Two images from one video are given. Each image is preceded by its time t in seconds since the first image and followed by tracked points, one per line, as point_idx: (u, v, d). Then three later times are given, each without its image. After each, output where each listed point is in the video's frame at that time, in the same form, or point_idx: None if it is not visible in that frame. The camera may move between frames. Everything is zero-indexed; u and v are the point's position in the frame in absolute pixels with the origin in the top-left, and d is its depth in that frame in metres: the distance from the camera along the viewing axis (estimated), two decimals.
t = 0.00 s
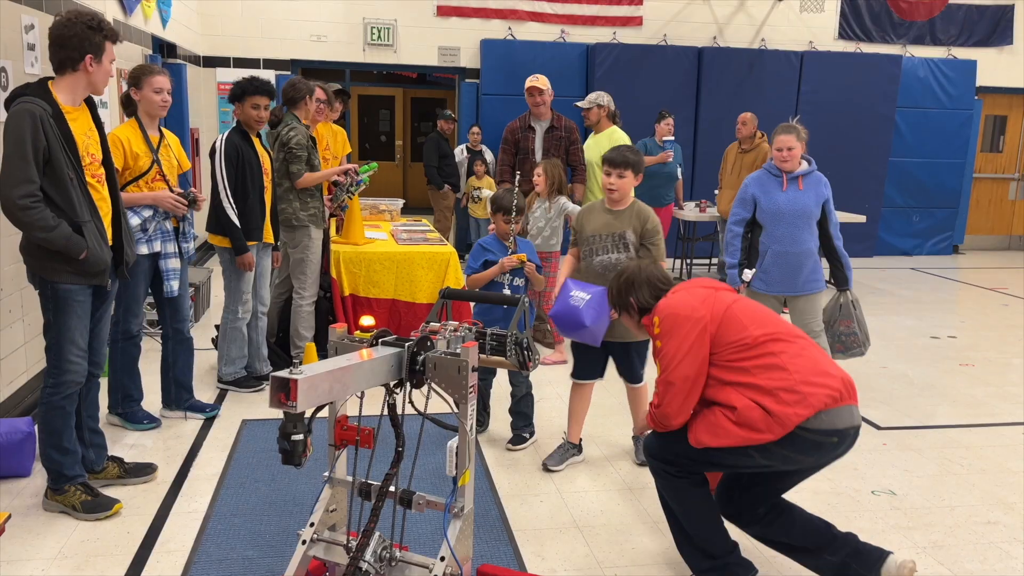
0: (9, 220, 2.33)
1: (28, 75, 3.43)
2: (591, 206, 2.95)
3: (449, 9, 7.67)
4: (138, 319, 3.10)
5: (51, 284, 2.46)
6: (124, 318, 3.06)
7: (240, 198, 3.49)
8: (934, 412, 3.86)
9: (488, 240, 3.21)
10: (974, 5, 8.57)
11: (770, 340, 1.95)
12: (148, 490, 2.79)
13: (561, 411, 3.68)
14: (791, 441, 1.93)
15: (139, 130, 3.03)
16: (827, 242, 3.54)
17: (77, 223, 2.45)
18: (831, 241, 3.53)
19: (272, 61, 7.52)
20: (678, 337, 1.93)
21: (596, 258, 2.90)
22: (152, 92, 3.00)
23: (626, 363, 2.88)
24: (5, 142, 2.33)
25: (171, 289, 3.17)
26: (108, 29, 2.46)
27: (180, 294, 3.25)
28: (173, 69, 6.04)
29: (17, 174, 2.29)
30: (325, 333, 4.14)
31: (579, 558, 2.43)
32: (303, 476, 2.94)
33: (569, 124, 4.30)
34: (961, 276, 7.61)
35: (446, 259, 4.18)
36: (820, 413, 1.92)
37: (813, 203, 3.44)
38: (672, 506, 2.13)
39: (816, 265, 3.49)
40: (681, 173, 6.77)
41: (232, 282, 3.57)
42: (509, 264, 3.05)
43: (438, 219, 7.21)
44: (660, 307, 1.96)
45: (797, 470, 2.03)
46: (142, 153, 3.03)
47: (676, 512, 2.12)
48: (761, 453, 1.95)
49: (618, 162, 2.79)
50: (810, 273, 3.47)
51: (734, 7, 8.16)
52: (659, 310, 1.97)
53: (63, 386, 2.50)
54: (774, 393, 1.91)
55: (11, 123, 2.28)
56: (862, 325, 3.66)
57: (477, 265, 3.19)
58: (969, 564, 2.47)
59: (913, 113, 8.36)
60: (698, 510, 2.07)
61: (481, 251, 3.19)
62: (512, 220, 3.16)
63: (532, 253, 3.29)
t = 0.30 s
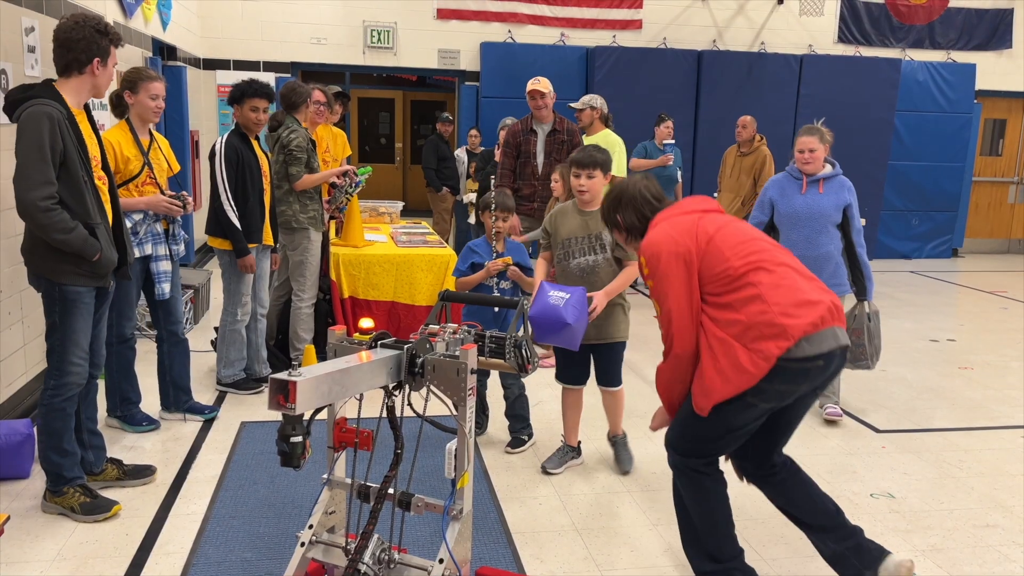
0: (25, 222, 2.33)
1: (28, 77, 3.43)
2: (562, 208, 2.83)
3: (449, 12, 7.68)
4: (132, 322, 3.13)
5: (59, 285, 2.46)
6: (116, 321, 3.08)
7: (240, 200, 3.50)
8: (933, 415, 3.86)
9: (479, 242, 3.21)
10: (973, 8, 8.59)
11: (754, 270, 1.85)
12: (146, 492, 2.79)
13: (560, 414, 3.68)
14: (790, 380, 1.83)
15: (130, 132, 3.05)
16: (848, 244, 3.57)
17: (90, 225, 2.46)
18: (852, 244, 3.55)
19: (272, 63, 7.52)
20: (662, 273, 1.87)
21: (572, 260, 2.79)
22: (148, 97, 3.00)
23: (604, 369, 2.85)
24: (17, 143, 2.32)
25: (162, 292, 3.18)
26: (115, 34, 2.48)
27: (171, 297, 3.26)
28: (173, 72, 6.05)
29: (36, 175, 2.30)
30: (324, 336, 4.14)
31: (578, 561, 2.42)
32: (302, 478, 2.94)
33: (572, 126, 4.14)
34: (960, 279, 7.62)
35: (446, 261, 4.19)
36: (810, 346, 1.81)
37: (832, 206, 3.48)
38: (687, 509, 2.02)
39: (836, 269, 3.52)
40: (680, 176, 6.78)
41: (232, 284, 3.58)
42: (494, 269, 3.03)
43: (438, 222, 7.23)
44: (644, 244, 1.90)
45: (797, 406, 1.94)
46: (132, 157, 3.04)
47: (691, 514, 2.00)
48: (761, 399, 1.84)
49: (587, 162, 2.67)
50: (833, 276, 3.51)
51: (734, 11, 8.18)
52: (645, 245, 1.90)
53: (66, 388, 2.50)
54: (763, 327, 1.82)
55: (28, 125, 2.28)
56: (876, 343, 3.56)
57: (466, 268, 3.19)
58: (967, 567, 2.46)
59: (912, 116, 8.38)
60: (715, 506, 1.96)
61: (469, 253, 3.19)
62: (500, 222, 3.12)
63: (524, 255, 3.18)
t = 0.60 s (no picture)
0: (35, 224, 2.33)
1: (28, 78, 3.43)
2: (555, 212, 2.74)
3: (449, 14, 7.69)
4: (130, 324, 3.12)
5: (64, 286, 2.46)
6: (115, 323, 3.07)
7: (240, 202, 3.50)
8: (933, 418, 3.85)
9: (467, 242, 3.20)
10: (973, 11, 8.60)
11: (745, 220, 1.92)
12: (146, 493, 2.78)
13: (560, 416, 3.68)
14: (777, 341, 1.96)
15: (127, 134, 3.05)
16: (865, 250, 3.56)
17: (97, 226, 2.47)
18: (868, 251, 3.54)
19: (272, 65, 7.53)
20: (661, 203, 1.89)
21: (563, 265, 2.70)
22: (153, 98, 3.02)
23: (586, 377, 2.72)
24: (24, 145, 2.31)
25: (157, 293, 3.17)
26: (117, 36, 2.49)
27: (167, 298, 3.25)
28: (173, 74, 6.05)
29: (47, 177, 2.29)
30: (324, 338, 4.14)
31: (577, 563, 2.42)
32: (301, 480, 2.94)
33: (562, 127, 4.16)
34: (960, 282, 7.62)
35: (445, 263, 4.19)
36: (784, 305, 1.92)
37: (846, 212, 3.49)
38: (704, 503, 2.10)
39: (850, 276, 3.51)
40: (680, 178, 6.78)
41: (232, 286, 3.58)
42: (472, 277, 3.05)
43: (438, 224, 7.23)
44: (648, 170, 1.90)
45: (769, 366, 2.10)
46: (129, 159, 3.04)
47: (706, 507, 2.10)
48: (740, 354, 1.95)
49: (576, 166, 2.58)
50: (848, 283, 3.52)
51: (734, 13, 8.18)
52: (647, 171, 1.92)
53: (67, 390, 2.50)
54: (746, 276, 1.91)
55: (35, 128, 2.27)
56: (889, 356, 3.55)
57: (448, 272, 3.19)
58: (967, 570, 2.46)
59: (912, 119, 8.37)
60: (732, 496, 2.07)
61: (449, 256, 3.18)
62: (483, 224, 3.11)
63: (507, 261, 3.15)
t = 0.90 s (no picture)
0: (28, 226, 2.34)
1: (30, 80, 3.44)
2: (563, 214, 2.73)
3: (450, 17, 7.70)
4: (133, 326, 3.12)
5: (62, 287, 2.46)
6: (118, 325, 3.08)
7: (241, 204, 3.50)
8: (934, 421, 3.85)
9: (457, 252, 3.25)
10: (974, 14, 8.60)
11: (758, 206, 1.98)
12: (146, 495, 2.78)
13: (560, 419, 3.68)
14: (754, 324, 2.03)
15: (128, 134, 3.03)
16: (869, 256, 3.54)
17: (93, 227, 2.47)
18: (874, 257, 3.51)
19: (274, 67, 7.54)
20: (713, 167, 1.82)
21: (564, 269, 2.67)
22: (153, 98, 3.04)
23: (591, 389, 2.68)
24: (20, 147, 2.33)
25: (162, 294, 3.19)
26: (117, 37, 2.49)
27: (169, 299, 3.26)
28: (175, 76, 6.07)
29: (38, 178, 2.30)
30: (324, 339, 4.14)
31: (576, 565, 2.42)
32: (301, 482, 2.94)
33: (548, 128, 4.23)
34: (961, 285, 7.61)
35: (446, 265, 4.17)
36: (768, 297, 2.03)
37: (852, 217, 3.49)
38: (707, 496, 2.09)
39: (850, 281, 3.51)
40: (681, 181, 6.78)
41: (232, 288, 3.58)
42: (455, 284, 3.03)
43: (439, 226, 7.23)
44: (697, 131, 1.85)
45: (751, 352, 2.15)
46: (132, 160, 3.04)
47: (713, 499, 2.08)
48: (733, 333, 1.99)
49: (584, 170, 2.53)
50: (846, 288, 3.52)
51: (735, 16, 8.19)
52: (695, 133, 1.85)
53: (68, 391, 2.50)
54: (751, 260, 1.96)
55: (28, 128, 2.28)
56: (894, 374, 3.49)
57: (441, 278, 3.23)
58: (968, 574, 2.45)
59: (913, 121, 8.37)
60: (737, 485, 2.07)
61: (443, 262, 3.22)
62: (473, 231, 3.10)
63: (496, 268, 3.12)
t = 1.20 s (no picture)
0: (22, 227, 2.34)
1: (34, 82, 3.45)
2: (570, 218, 2.73)
3: (453, 19, 7.70)
4: (137, 327, 3.13)
5: (59, 289, 2.46)
6: (123, 326, 3.09)
7: (244, 206, 3.51)
8: (937, 424, 3.84)
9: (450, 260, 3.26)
10: (978, 18, 8.59)
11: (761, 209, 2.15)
12: (148, 497, 2.79)
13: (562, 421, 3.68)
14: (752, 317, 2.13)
15: (131, 136, 3.03)
16: (865, 259, 3.51)
17: (88, 229, 2.46)
18: (870, 261, 3.48)
19: (278, 69, 7.56)
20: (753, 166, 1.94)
21: (569, 274, 2.68)
22: (154, 100, 3.05)
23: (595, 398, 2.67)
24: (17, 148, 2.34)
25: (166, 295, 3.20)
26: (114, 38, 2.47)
27: (172, 300, 3.27)
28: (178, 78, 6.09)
29: (31, 180, 2.30)
30: (326, 341, 4.14)
31: (578, 568, 2.42)
32: (303, 484, 2.94)
33: (543, 130, 4.24)
34: (964, 288, 7.60)
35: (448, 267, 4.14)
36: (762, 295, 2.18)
37: (846, 219, 3.48)
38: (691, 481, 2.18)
39: (843, 284, 3.52)
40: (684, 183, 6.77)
41: (235, 290, 3.59)
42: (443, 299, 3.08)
43: (442, 228, 7.23)
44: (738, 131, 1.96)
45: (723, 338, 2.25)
46: (137, 162, 3.05)
47: (694, 484, 2.18)
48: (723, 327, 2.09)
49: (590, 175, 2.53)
50: (839, 291, 3.53)
51: (738, 19, 8.19)
52: (734, 132, 1.95)
53: (69, 393, 2.51)
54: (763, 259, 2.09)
55: (23, 130, 2.29)
56: (888, 382, 3.52)
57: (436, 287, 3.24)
58: None
59: (917, 125, 8.36)
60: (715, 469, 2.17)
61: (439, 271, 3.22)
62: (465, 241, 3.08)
63: (491, 282, 3.13)
